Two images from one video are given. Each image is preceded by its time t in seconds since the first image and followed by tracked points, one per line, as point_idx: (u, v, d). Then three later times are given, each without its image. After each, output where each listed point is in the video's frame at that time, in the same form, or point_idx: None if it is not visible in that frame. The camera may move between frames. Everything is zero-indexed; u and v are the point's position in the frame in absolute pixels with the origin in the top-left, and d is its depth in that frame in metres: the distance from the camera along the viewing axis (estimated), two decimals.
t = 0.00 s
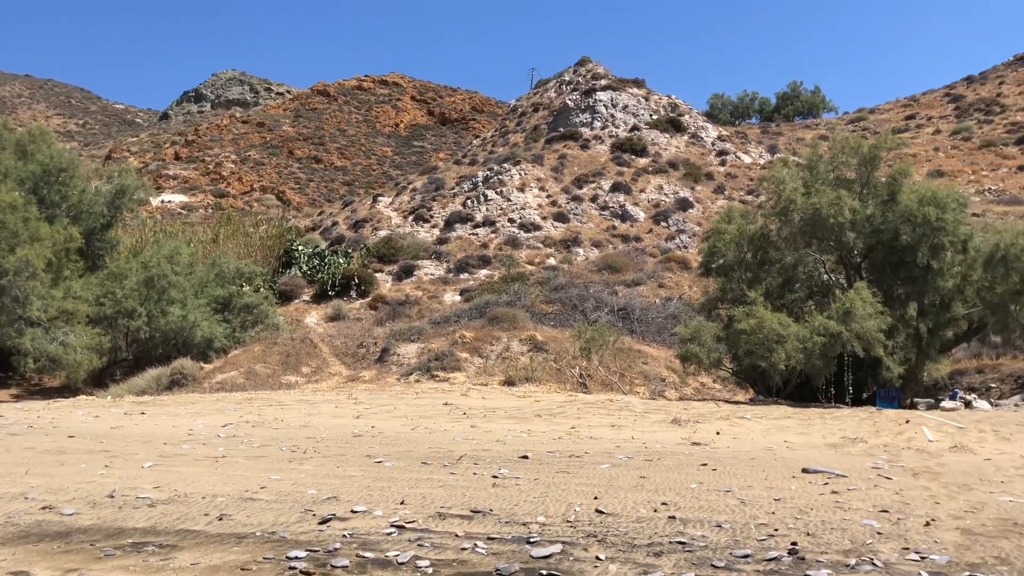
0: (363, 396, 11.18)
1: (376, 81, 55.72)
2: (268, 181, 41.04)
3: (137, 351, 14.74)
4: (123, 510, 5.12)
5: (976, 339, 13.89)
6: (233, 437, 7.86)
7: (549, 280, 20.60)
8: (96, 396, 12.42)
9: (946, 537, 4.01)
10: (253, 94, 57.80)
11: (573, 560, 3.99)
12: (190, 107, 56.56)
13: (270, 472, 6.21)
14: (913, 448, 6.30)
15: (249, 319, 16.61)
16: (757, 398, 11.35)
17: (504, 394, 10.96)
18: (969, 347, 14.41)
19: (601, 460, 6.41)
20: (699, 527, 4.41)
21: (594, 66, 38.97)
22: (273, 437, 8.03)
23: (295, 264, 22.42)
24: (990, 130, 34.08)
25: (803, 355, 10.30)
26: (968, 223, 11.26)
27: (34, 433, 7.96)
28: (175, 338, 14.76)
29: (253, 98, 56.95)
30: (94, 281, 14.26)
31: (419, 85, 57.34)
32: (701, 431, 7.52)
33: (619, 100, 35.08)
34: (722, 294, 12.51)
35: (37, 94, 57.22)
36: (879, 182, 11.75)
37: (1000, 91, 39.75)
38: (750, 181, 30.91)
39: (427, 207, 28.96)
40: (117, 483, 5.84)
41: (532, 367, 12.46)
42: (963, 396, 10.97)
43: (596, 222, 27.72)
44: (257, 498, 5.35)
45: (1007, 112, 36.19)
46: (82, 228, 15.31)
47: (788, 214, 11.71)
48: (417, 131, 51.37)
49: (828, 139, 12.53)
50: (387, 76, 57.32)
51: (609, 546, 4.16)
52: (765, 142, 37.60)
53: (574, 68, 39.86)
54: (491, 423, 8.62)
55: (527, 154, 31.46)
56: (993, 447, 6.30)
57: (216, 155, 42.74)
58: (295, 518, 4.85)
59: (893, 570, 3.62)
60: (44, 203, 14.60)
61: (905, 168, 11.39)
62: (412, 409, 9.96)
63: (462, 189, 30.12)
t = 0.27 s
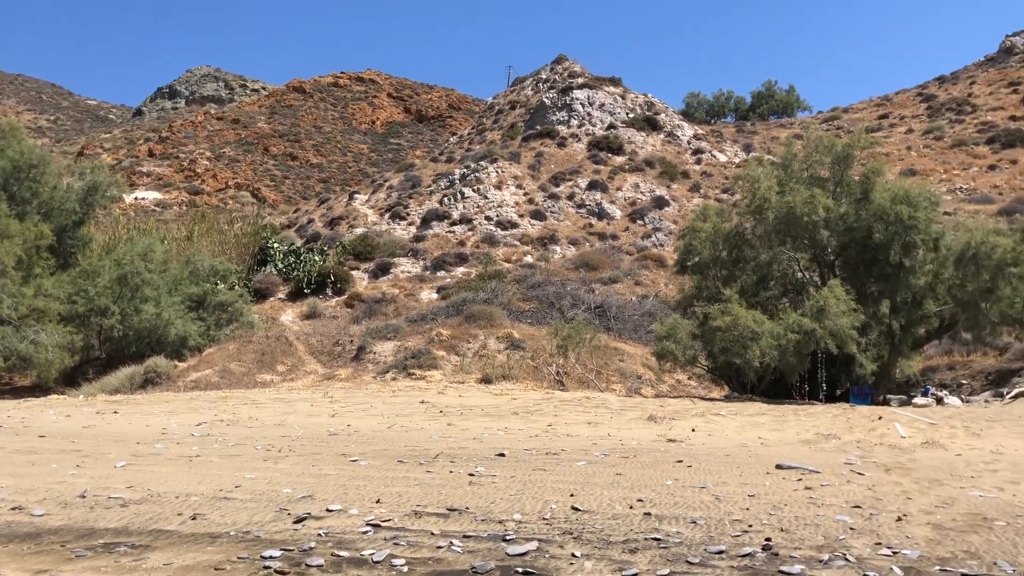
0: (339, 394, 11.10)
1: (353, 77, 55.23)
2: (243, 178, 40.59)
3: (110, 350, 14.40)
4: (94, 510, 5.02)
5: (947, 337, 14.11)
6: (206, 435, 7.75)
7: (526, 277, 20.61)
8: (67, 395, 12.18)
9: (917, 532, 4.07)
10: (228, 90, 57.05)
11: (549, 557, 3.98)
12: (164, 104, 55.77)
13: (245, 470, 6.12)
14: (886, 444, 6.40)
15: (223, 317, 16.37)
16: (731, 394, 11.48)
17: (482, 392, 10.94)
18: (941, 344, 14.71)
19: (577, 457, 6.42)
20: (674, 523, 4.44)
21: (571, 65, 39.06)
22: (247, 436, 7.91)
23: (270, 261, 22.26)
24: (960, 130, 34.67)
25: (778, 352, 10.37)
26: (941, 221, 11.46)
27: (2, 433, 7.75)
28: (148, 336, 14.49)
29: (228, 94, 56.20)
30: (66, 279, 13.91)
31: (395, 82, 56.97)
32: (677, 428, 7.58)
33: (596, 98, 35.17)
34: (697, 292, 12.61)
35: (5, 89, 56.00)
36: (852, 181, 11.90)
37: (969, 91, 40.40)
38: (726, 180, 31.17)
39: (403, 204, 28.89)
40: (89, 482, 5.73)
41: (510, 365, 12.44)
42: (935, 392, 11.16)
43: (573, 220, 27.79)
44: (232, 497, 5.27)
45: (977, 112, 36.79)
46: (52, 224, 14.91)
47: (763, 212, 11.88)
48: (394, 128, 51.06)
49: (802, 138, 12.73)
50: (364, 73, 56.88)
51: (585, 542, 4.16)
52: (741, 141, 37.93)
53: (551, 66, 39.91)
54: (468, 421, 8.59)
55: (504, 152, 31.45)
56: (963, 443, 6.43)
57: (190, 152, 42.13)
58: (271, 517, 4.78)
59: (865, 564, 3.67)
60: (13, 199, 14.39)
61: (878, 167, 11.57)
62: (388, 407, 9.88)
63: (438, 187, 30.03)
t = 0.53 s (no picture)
0: (313, 394, 11.02)
1: (327, 75, 54.94)
2: (216, 176, 40.30)
3: (80, 349, 14.24)
4: (63, 512, 4.94)
5: (916, 336, 14.24)
6: (178, 436, 7.65)
7: (502, 276, 20.63)
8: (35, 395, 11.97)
9: (888, 529, 4.11)
10: (201, 87, 56.53)
11: (523, 556, 3.95)
12: (135, 100, 55.17)
13: (217, 471, 6.02)
14: (857, 442, 6.47)
15: (196, 316, 16.22)
16: (705, 393, 11.55)
17: (456, 391, 10.91)
18: (911, 343, 14.77)
19: (551, 457, 6.36)
20: (648, 521, 4.43)
21: (546, 64, 39.15)
22: (220, 436, 7.80)
23: (243, 259, 22.06)
24: (931, 131, 35.18)
25: (751, 351, 10.47)
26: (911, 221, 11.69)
27: None
28: (120, 335, 14.28)
29: (200, 92, 55.66)
30: (35, 278, 13.89)
31: (370, 79, 56.77)
32: (651, 427, 7.61)
33: (571, 98, 35.29)
34: (672, 291, 12.69)
35: None
36: (824, 181, 12.09)
37: (938, 93, 41.01)
38: (700, 180, 31.40)
39: (378, 203, 28.88)
40: (58, 483, 5.64)
41: (484, 364, 12.42)
42: (905, 390, 11.36)
43: (548, 219, 27.82)
44: (204, 498, 5.20)
45: (947, 113, 37.37)
46: (21, 222, 14.80)
47: (736, 212, 11.92)
48: (369, 126, 50.87)
49: (775, 139, 12.82)
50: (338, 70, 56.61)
51: (559, 541, 4.13)
52: (714, 141, 38.23)
53: (526, 65, 39.99)
54: (442, 421, 8.51)
55: (479, 150, 31.44)
56: (933, 440, 6.52)
57: (162, 150, 41.71)
58: (243, 518, 4.72)
59: (836, 561, 3.69)
60: None
61: (849, 167, 11.72)
62: (363, 407, 9.78)
63: (414, 186, 30.00)
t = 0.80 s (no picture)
0: (285, 394, 10.94)
1: (300, 74, 54.77)
2: (187, 174, 40.04)
3: (47, 349, 14.09)
4: (28, 515, 4.86)
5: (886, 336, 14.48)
6: (147, 436, 7.54)
7: (475, 276, 20.64)
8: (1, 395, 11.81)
9: (857, 527, 4.15)
10: (172, 85, 56.05)
11: (495, 556, 3.93)
12: (105, 97, 54.64)
13: (186, 472, 5.93)
14: (827, 441, 6.54)
15: (166, 315, 16.19)
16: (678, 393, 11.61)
17: (430, 391, 10.87)
18: (880, 343, 15.05)
19: (525, 456, 6.30)
20: (620, 520, 4.44)
21: (521, 64, 39.23)
22: (190, 436, 7.70)
23: (214, 258, 22.13)
24: (900, 133, 35.66)
25: (722, 351, 10.54)
26: (880, 222, 11.81)
27: None
28: (89, 335, 14.17)
29: (172, 89, 55.16)
30: None
31: (343, 78, 56.61)
32: (624, 426, 7.64)
33: (545, 98, 35.38)
34: (645, 291, 12.82)
35: None
36: (795, 183, 12.20)
37: (908, 96, 41.58)
38: (672, 181, 31.61)
39: (351, 202, 28.88)
40: (23, 485, 5.55)
41: (458, 364, 12.40)
42: (874, 391, 11.38)
43: (522, 219, 27.83)
44: (173, 499, 5.13)
45: (916, 116, 37.88)
46: None
47: (708, 213, 11.96)
48: (342, 125, 50.66)
49: (747, 140, 12.87)
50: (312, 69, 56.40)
51: (531, 541, 4.12)
52: (687, 142, 38.53)
53: (500, 65, 40.06)
54: (416, 421, 8.38)
55: (454, 150, 31.44)
56: (900, 439, 6.61)
57: (133, 147, 41.34)
58: (213, 519, 4.66)
59: (806, 559, 3.72)
60: None
61: (820, 168, 11.79)
62: (336, 407, 9.66)
63: (387, 185, 30.03)
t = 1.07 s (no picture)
0: (256, 394, 10.84)
1: (272, 71, 54.61)
2: (158, 172, 39.64)
3: (13, 349, 14.07)
4: None
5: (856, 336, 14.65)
6: (115, 437, 7.45)
7: (449, 275, 20.63)
8: None
9: (826, 525, 4.20)
10: (142, 81, 55.46)
11: (467, 556, 3.92)
12: (74, 94, 53.99)
13: (155, 473, 5.86)
14: (797, 440, 6.61)
15: (136, 315, 15.69)
16: (650, 393, 11.67)
17: (402, 391, 10.82)
18: (851, 345, 15.18)
19: (497, 456, 6.26)
20: (592, 520, 4.44)
21: (495, 64, 39.27)
22: (160, 437, 7.60)
23: (185, 257, 21.72)
24: (870, 135, 36.12)
25: (695, 350, 10.60)
26: (850, 223, 11.96)
27: None
28: (56, 334, 13.99)
29: (141, 85, 54.51)
30: None
31: (316, 76, 56.44)
32: (597, 426, 7.66)
33: (519, 97, 35.44)
34: (618, 291, 12.95)
35: None
36: (766, 184, 12.31)
37: (878, 98, 42.12)
38: (645, 181, 31.80)
39: (324, 201, 28.76)
40: None
41: (432, 364, 12.38)
42: (844, 389, 11.50)
43: (496, 219, 27.82)
44: (142, 501, 5.07)
45: (885, 118, 38.38)
46: None
47: (681, 213, 12.00)
48: (315, 123, 50.41)
49: (719, 141, 12.90)
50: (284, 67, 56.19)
51: (503, 541, 4.12)
52: (660, 143, 38.78)
53: (474, 65, 40.09)
54: (388, 421, 8.27)
55: (427, 149, 31.39)
56: (869, 438, 6.69)
57: (102, 145, 40.94)
58: (182, 520, 4.61)
59: (776, 558, 3.75)
60: None
61: (791, 170, 11.94)
62: (308, 407, 9.57)
63: (360, 184, 29.94)
